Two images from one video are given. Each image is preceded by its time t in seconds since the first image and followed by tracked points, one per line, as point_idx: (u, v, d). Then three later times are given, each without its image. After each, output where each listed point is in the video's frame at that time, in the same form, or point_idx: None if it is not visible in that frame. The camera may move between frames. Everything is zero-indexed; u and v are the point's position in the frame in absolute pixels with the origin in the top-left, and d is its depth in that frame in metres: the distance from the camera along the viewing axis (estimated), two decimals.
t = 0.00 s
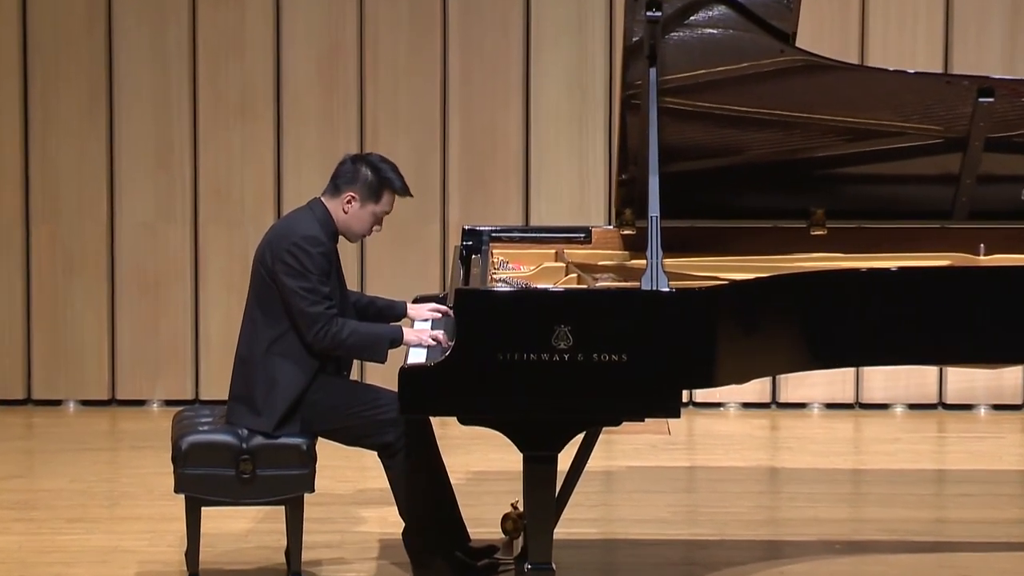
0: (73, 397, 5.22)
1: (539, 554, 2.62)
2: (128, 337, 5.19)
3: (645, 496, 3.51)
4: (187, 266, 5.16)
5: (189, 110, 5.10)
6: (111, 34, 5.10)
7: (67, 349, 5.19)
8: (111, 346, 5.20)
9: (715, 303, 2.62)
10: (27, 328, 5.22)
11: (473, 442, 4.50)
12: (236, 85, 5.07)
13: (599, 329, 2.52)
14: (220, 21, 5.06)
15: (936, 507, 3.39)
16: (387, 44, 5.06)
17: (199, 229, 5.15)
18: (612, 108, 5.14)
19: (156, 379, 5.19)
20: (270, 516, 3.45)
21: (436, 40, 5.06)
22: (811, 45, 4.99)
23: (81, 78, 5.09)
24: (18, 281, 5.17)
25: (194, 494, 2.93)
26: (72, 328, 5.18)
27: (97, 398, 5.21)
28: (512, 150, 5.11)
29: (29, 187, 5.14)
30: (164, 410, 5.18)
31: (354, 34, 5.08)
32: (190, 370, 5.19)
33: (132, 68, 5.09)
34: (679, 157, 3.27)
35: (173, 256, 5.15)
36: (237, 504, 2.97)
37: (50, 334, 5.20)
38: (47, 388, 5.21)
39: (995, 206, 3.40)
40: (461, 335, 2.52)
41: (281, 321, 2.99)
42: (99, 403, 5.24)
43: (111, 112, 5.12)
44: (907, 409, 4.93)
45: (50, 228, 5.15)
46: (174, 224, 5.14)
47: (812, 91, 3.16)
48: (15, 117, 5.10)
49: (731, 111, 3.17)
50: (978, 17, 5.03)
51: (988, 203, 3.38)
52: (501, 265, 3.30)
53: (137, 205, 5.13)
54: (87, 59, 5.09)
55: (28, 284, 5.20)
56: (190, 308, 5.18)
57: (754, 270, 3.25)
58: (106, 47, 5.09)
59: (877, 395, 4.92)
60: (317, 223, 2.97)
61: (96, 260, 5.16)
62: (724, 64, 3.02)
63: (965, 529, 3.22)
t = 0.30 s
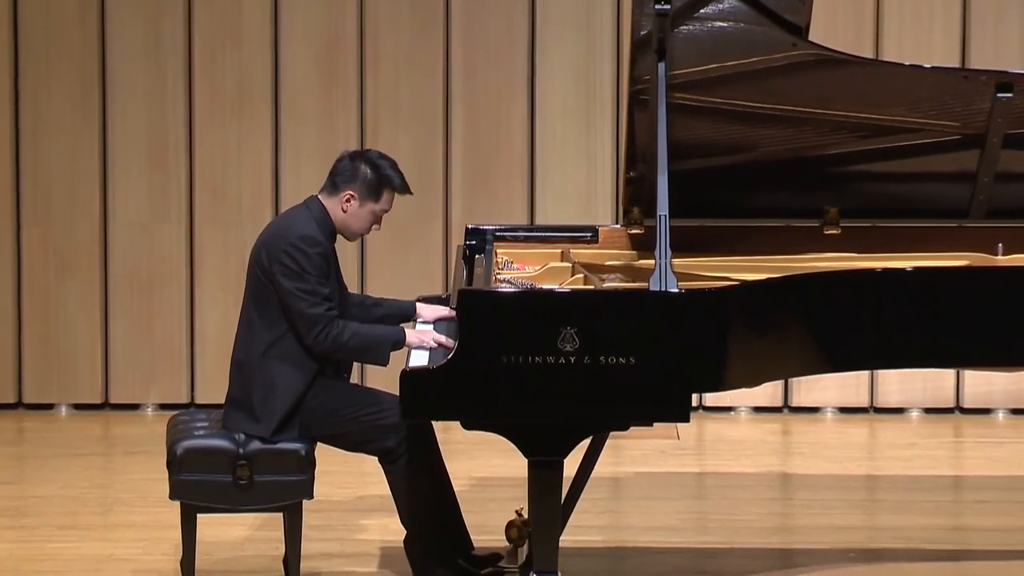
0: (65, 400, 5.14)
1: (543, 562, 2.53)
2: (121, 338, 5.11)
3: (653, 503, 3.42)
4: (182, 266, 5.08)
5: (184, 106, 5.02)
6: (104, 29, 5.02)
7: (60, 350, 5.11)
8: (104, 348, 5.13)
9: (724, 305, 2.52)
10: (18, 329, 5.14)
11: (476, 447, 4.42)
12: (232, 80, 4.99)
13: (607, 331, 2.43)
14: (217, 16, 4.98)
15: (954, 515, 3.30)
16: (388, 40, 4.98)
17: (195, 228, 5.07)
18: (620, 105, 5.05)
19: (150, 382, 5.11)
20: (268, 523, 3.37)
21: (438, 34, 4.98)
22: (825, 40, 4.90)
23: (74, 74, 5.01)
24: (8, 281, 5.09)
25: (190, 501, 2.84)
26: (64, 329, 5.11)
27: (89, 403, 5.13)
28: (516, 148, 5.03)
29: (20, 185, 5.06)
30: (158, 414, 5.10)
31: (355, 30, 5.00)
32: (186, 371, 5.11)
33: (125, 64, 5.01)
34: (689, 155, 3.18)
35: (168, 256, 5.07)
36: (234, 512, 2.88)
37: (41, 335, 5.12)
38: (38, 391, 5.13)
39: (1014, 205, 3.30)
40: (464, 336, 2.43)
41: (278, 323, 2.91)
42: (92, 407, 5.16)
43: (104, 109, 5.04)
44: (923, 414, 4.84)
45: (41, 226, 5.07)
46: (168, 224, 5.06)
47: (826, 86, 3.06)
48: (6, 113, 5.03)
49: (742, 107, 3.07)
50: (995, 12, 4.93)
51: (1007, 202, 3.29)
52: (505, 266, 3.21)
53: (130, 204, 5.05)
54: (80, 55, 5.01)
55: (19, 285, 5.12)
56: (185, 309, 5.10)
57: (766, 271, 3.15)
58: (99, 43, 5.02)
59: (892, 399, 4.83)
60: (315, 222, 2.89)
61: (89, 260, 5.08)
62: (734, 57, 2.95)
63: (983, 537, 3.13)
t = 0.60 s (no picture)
0: (57, 405, 5.07)
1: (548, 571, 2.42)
2: (115, 340, 5.03)
3: (661, 510, 3.33)
4: (177, 265, 5.00)
5: (179, 103, 4.94)
6: (97, 24, 4.95)
7: (52, 352, 5.04)
8: (97, 350, 5.05)
9: (736, 305, 2.43)
10: (10, 330, 5.07)
11: (480, 453, 4.34)
12: (229, 75, 4.92)
13: (615, 334, 2.35)
14: (213, 11, 4.90)
15: (972, 523, 3.21)
16: (389, 35, 4.90)
17: (190, 227, 4.99)
18: (628, 102, 4.97)
19: (145, 386, 5.04)
20: (266, 531, 3.29)
21: (440, 30, 4.90)
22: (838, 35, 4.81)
23: (66, 70, 4.94)
24: None
25: (184, 508, 2.76)
26: (55, 330, 5.03)
27: (81, 407, 5.05)
28: (521, 145, 4.94)
29: (11, 183, 4.99)
30: (152, 418, 5.03)
31: (356, 25, 4.92)
32: (181, 373, 5.04)
33: (119, 60, 4.93)
34: (697, 152, 3.09)
35: (163, 256, 5.00)
36: (231, 520, 2.80)
37: (32, 337, 5.05)
38: (29, 395, 5.06)
39: None
40: (466, 338, 2.35)
41: (276, 325, 2.83)
42: (84, 411, 5.08)
43: (97, 106, 4.97)
44: (939, 419, 4.75)
45: (31, 225, 5.00)
46: (163, 223, 4.98)
47: (839, 81, 2.98)
48: None
49: (753, 103, 2.99)
50: (1013, 7, 4.84)
51: None
52: (510, 267, 3.13)
53: (124, 203, 4.97)
54: (73, 51, 4.94)
55: (10, 286, 5.05)
56: (180, 308, 5.02)
57: (777, 271, 3.06)
58: (93, 38, 4.94)
59: (908, 404, 4.74)
60: (314, 222, 2.81)
61: (81, 260, 5.00)
62: (746, 53, 2.87)
63: (1002, 545, 3.03)
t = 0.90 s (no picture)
0: (51, 411, 4.99)
1: None
2: (109, 344, 4.95)
3: (670, 519, 3.24)
4: (173, 267, 4.92)
5: (175, 100, 4.87)
6: (91, 21, 4.88)
7: (45, 356, 4.97)
8: (91, 352, 4.98)
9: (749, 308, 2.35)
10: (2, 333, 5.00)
11: (485, 460, 4.26)
12: (226, 71, 4.84)
13: (624, 338, 2.26)
14: (211, 7, 4.83)
15: (991, 532, 3.11)
16: (391, 30, 4.83)
17: (186, 228, 4.92)
18: (636, 99, 4.88)
19: (140, 392, 4.96)
20: (263, 541, 3.22)
21: (443, 25, 4.83)
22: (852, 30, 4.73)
23: (60, 68, 4.87)
24: None
25: (180, 517, 2.67)
26: (47, 333, 4.96)
27: (75, 413, 4.98)
28: (527, 144, 4.87)
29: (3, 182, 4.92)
30: (148, 424, 4.95)
31: (358, 21, 4.84)
32: (177, 376, 4.96)
33: (113, 57, 4.86)
34: (711, 154, 3.01)
35: (158, 258, 4.92)
36: (229, 529, 2.71)
37: (24, 340, 4.97)
38: (21, 401, 4.99)
39: None
40: (471, 341, 2.26)
41: (275, 329, 2.75)
42: (77, 417, 5.01)
43: (91, 104, 4.90)
44: (958, 425, 4.66)
45: (23, 226, 4.92)
46: (158, 224, 4.91)
47: (854, 78, 2.88)
48: None
49: (765, 100, 2.90)
50: None
51: None
52: (515, 270, 3.06)
53: (118, 203, 4.90)
54: (67, 49, 4.87)
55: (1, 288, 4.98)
56: (176, 309, 4.95)
57: (790, 274, 2.98)
58: (86, 34, 4.87)
59: (926, 411, 4.65)
60: (313, 222, 2.73)
61: (75, 260, 4.93)
62: (757, 49, 2.77)
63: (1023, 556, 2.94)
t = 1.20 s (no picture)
0: (44, 416, 4.92)
1: None
2: (104, 346, 4.88)
3: (680, 528, 3.16)
4: (169, 269, 4.85)
5: (171, 98, 4.80)
6: (84, 16, 4.81)
7: (39, 359, 4.90)
8: (85, 355, 4.91)
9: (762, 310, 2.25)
10: None
11: (490, 467, 4.18)
12: (224, 68, 4.77)
13: (631, 342, 2.18)
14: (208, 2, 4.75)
15: (1011, 541, 3.02)
16: (393, 26, 4.74)
17: (182, 227, 4.85)
18: (646, 96, 4.80)
19: (134, 397, 4.89)
20: (261, 550, 3.14)
21: (446, 21, 4.75)
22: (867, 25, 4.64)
23: (53, 65, 4.79)
24: None
25: (176, 525, 2.60)
26: (40, 335, 4.88)
27: (67, 418, 4.91)
28: (533, 143, 4.79)
29: None
30: (142, 430, 4.88)
31: (359, 17, 4.76)
32: (172, 379, 4.89)
33: (107, 54, 4.79)
34: (720, 151, 2.92)
35: (153, 259, 4.85)
36: (226, 537, 2.63)
37: (17, 342, 4.90)
38: (14, 406, 4.92)
39: None
40: (475, 345, 2.18)
41: (274, 332, 2.66)
42: (70, 422, 4.94)
43: (85, 102, 4.82)
44: (976, 431, 4.58)
45: (15, 226, 4.85)
46: (154, 224, 4.83)
47: (868, 73, 2.80)
48: None
49: (776, 96, 2.82)
50: None
51: None
52: (520, 270, 2.98)
53: (113, 203, 4.83)
54: (60, 45, 4.79)
55: None
56: (172, 310, 4.87)
57: (803, 274, 2.89)
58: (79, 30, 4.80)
59: (943, 417, 4.57)
60: (314, 222, 2.65)
61: (68, 260, 4.85)
62: (769, 44, 2.69)
63: None
